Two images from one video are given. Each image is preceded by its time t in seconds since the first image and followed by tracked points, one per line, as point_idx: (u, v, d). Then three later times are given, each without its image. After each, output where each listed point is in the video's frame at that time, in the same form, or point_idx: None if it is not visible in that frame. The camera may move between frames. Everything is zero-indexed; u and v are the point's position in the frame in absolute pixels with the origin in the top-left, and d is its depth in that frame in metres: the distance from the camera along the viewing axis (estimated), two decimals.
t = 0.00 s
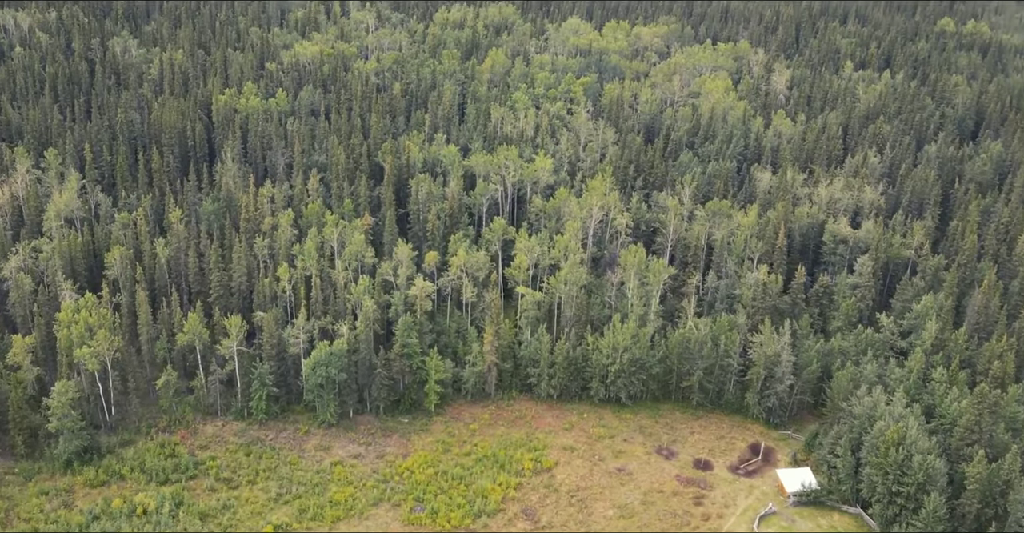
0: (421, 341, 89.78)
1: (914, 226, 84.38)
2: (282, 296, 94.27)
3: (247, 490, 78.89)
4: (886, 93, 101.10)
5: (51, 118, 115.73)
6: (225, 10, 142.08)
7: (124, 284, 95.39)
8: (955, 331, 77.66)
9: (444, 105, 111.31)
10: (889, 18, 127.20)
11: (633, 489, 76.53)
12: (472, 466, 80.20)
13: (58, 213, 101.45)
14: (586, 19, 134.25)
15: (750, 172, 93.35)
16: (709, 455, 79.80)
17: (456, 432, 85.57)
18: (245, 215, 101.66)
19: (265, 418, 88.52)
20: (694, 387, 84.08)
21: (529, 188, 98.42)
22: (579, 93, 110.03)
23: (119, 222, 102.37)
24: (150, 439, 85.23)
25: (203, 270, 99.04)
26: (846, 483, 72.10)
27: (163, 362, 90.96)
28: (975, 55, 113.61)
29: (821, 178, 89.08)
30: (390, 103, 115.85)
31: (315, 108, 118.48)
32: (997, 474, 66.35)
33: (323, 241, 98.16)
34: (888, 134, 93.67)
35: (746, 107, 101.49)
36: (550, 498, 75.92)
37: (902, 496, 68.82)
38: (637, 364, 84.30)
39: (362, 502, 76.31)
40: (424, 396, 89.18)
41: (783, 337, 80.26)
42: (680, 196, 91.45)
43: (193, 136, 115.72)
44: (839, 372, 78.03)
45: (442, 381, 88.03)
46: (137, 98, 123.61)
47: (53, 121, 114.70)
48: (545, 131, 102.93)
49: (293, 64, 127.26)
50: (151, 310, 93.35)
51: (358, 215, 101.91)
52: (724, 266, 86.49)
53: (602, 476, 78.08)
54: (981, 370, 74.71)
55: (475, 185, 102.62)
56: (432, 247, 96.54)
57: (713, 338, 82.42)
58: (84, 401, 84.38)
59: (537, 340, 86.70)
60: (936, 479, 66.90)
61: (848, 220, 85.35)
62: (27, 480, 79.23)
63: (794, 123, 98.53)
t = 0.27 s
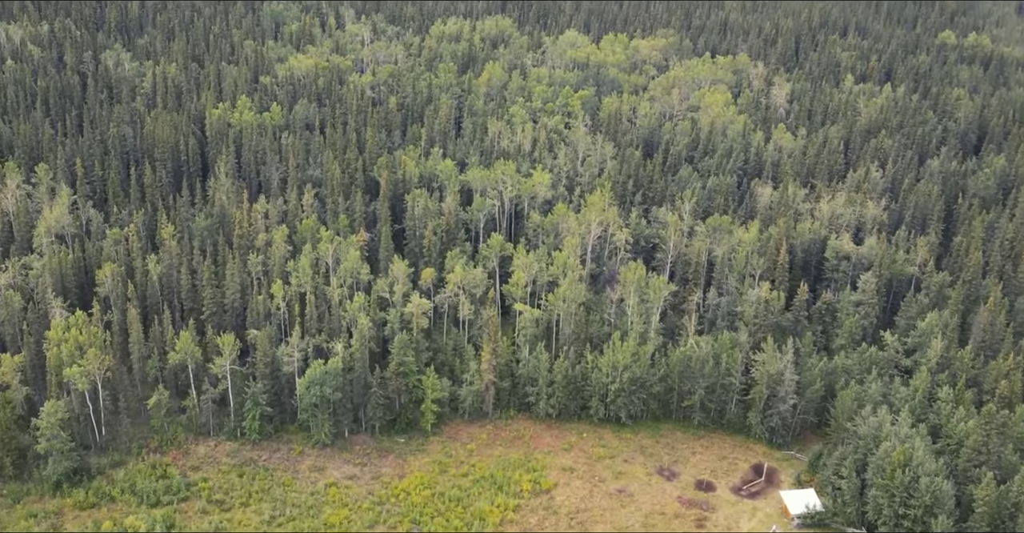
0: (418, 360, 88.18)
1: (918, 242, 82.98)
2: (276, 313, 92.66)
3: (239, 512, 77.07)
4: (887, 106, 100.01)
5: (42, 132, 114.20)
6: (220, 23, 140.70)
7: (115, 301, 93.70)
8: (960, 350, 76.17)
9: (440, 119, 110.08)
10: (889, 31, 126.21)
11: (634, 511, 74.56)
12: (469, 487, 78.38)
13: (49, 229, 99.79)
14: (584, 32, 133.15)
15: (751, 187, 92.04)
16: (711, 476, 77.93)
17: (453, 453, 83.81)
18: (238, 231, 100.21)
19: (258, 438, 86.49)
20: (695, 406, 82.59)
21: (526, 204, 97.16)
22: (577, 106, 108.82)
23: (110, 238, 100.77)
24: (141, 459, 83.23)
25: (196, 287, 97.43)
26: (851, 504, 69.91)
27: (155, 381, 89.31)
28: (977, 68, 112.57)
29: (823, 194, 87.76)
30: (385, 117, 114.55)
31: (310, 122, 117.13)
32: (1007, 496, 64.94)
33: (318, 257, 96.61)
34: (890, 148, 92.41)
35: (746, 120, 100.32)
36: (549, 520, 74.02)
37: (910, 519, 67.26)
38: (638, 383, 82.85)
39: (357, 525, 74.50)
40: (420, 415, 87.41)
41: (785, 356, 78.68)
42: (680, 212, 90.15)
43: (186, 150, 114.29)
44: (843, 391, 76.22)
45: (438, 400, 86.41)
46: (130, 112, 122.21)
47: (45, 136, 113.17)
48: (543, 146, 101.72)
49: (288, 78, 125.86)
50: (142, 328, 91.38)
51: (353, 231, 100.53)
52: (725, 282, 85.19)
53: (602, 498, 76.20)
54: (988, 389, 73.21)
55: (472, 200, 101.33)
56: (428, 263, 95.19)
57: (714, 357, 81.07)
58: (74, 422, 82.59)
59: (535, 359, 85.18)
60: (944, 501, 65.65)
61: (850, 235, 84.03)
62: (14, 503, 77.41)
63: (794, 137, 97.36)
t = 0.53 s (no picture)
0: (414, 378, 86.50)
1: (921, 258, 81.63)
2: (270, 331, 91.09)
3: None
4: (889, 120, 98.91)
5: (33, 147, 112.62)
6: (214, 35, 139.27)
7: (106, 319, 91.85)
8: (966, 369, 74.61)
9: (437, 133, 108.87)
10: (890, 43, 125.14)
11: None
12: (466, 509, 76.62)
13: (39, 245, 98.10)
14: (582, 45, 132.03)
15: (751, 202, 90.72)
16: (712, 497, 75.97)
17: (450, 473, 82.02)
18: (232, 247, 98.72)
19: (251, 459, 84.43)
20: (696, 426, 80.88)
21: (524, 219, 95.93)
22: (575, 120, 107.61)
23: (102, 254, 99.12)
24: (131, 481, 81.40)
25: (189, 304, 95.79)
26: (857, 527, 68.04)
27: (146, 400, 86.92)
28: (978, 81, 111.60)
29: (824, 209, 86.49)
30: (381, 131, 113.32)
31: (304, 136, 115.79)
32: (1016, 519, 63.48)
33: (313, 273, 95.09)
34: (892, 163, 91.23)
35: (746, 134, 99.15)
36: None
37: None
38: (638, 402, 81.38)
39: None
40: (417, 435, 85.64)
41: (788, 375, 77.16)
42: (680, 227, 88.88)
43: (179, 165, 112.82)
44: (848, 410, 74.59)
45: (435, 419, 84.64)
46: (122, 127, 120.71)
47: (36, 150, 111.61)
48: (540, 160, 100.51)
49: (282, 91, 124.58)
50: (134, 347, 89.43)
51: (349, 248, 99.18)
52: (726, 299, 83.91)
53: (602, 519, 74.27)
54: (995, 409, 71.68)
55: (469, 216, 100.05)
56: (424, 279, 93.75)
57: (715, 376, 79.78)
58: (63, 442, 80.45)
59: (534, 377, 83.60)
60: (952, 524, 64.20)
61: (853, 251, 82.78)
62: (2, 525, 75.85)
63: (795, 151, 96.20)
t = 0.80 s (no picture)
0: (411, 397, 84.92)
1: (925, 274, 80.41)
2: (264, 349, 89.71)
3: None
4: (890, 134, 97.96)
5: (25, 161, 111.32)
6: (208, 48, 138.10)
7: (98, 337, 90.37)
8: (972, 387, 73.32)
9: (434, 147, 107.77)
10: (890, 56, 124.25)
11: None
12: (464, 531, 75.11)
13: (30, 261, 96.65)
14: (579, 58, 131.06)
15: (752, 217, 89.53)
16: (715, 518, 74.49)
17: (447, 494, 80.46)
18: (226, 263, 97.35)
19: (245, 479, 82.88)
20: (698, 445, 79.55)
21: (522, 234, 94.76)
22: (573, 134, 106.55)
23: (94, 270, 97.68)
24: (123, 502, 79.85)
25: (182, 321, 94.36)
26: None
27: (139, 420, 85.15)
28: (979, 93, 110.70)
29: (826, 224, 85.36)
30: (377, 145, 112.19)
31: (300, 150, 114.58)
32: None
33: (308, 290, 93.76)
34: (893, 177, 90.21)
35: (746, 148, 98.11)
36: None
37: None
38: (638, 421, 80.02)
39: None
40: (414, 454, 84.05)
41: (791, 394, 75.86)
42: (680, 243, 87.79)
43: (172, 180, 111.58)
44: (852, 429, 73.13)
45: (432, 439, 82.93)
46: (116, 141, 119.44)
47: (28, 165, 110.29)
48: (538, 175, 99.40)
49: (278, 105, 123.51)
50: (126, 365, 87.90)
51: (345, 264, 97.94)
52: (727, 316, 82.73)
53: None
54: (1002, 428, 70.42)
55: (466, 231, 98.87)
56: (421, 296, 92.27)
57: (718, 394, 78.34)
58: (53, 462, 78.74)
59: (532, 396, 82.23)
60: None
61: (856, 267, 81.59)
62: None
63: (795, 165, 95.18)
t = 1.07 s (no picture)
0: (407, 416, 83.15)
1: (929, 290, 79.15)
2: (258, 367, 88.08)
3: None
4: (891, 148, 96.91)
5: (15, 176, 109.75)
6: (202, 61, 136.78)
7: (89, 355, 88.60)
8: (978, 406, 71.94)
9: (430, 162, 106.63)
10: (890, 68, 123.31)
11: None
12: None
13: (19, 279, 95.01)
14: (577, 71, 130.00)
15: (753, 232, 88.28)
16: None
17: (444, 516, 78.72)
18: (219, 279, 95.84)
19: (238, 501, 81.05)
20: (700, 465, 78.02)
21: (520, 250, 93.55)
22: (571, 148, 105.37)
23: (85, 287, 96.07)
24: (112, 525, 77.97)
25: (175, 339, 92.73)
26: None
27: (130, 440, 83.14)
28: (980, 106, 109.78)
29: (828, 239, 84.18)
30: (373, 160, 110.97)
31: (294, 164, 113.29)
32: None
33: (302, 307, 92.19)
34: (896, 192, 89.12)
35: (746, 163, 96.97)
36: None
37: None
38: (639, 441, 78.64)
39: None
40: (410, 475, 82.05)
41: (795, 413, 74.28)
42: (680, 258, 86.52)
43: (165, 195, 110.14)
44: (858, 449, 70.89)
45: (429, 459, 81.27)
46: (108, 155, 117.95)
47: (18, 180, 108.72)
48: (536, 190, 98.23)
49: (272, 119, 122.25)
50: (117, 384, 85.89)
51: (340, 280, 96.55)
52: (729, 334, 81.41)
53: None
54: (1009, 449, 69.13)
55: (463, 246, 97.56)
56: (418, 312, 91.26)
57: (720, 414, 76.97)
58: (42, 484, 77.06)
59: (531, 415, 80.92)
60: None
61: (859, 284, 80.35)
62: None
63: (796, 180, 94.05)
